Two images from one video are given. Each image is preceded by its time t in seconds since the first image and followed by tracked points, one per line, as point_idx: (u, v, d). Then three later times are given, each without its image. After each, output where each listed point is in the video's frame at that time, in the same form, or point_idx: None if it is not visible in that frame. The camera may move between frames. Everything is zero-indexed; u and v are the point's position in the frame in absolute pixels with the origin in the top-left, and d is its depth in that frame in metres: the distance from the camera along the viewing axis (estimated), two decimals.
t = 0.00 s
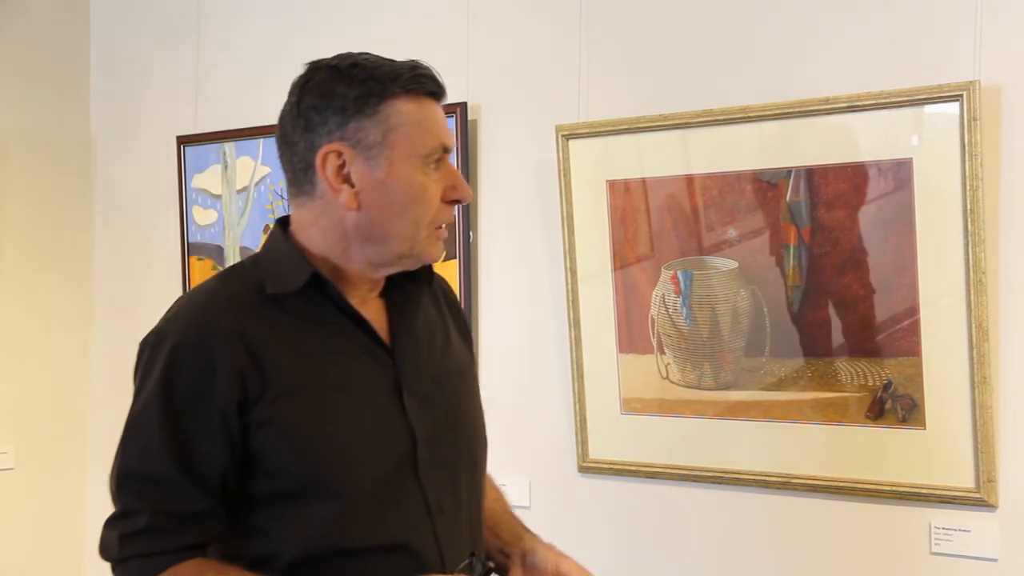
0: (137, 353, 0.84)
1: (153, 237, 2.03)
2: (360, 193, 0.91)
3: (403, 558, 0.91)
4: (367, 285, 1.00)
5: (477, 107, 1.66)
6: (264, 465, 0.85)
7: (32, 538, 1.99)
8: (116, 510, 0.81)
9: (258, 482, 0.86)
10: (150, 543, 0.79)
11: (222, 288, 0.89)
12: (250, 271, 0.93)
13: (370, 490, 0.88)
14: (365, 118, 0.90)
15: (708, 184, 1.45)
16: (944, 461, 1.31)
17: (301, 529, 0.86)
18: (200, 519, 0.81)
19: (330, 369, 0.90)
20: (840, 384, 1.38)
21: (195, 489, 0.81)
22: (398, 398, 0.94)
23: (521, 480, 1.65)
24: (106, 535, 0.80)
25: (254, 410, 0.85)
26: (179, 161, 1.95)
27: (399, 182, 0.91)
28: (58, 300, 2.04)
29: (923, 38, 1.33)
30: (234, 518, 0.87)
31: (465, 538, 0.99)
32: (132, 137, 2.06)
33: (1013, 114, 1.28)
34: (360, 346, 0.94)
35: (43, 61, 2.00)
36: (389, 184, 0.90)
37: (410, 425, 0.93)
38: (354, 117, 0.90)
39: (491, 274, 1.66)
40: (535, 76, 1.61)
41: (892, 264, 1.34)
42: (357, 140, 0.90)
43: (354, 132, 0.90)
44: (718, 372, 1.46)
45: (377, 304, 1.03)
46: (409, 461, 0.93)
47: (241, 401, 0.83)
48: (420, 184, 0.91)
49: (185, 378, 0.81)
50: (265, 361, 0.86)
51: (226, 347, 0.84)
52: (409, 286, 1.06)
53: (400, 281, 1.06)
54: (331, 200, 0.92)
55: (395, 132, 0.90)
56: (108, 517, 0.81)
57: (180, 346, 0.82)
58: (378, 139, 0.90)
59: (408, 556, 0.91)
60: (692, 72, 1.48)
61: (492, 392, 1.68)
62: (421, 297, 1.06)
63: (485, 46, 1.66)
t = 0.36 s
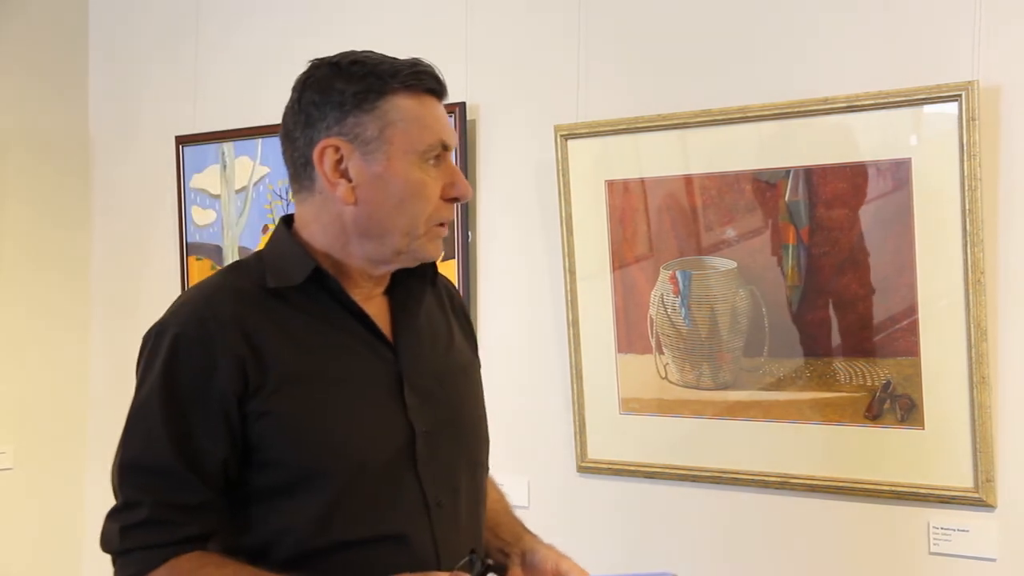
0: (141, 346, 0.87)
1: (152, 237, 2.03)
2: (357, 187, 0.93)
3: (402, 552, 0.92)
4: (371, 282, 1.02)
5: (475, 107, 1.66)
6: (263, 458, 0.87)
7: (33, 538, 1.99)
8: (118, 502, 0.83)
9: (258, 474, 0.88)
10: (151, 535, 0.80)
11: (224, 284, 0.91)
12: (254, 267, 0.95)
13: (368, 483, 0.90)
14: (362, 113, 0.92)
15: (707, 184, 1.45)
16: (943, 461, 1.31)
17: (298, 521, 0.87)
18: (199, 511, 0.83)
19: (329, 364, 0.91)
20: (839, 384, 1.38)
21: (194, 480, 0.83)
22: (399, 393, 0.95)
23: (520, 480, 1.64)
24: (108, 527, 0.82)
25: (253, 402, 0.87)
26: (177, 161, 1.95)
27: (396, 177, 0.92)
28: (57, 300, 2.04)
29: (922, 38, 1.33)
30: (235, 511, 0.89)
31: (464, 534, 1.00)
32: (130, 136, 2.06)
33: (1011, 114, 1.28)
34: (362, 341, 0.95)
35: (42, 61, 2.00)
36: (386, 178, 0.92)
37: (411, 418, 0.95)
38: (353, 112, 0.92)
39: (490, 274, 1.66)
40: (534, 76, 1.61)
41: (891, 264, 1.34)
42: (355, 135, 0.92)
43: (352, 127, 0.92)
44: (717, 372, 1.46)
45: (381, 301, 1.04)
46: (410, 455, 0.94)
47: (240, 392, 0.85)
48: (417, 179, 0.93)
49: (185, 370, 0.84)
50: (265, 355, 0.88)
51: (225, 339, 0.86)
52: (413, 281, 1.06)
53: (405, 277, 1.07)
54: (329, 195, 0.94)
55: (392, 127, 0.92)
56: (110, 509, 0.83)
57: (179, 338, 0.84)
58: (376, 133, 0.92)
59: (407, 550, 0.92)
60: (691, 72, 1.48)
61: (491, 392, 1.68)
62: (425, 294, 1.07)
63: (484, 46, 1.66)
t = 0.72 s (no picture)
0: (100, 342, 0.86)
1: (149, 237, 2.03)
2: (325, 194, 0.92)
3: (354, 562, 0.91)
4: (337, 288, 1.01)
5: (472, 107, 1.66)
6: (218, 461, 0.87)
7: (33, 538, 1.99)
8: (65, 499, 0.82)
9: (211, 477, 0.88)
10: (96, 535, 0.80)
11: (188, 285, 0.90)
12: (219, 269, 0.95)
13: (321, 491, 0.89)
14: (333, 120, 0.91)
15: (705, 184, 1.45)
16: (941, 461, 1.32)
17: (248, 526, 0.87)
18: (147, 513, 0.83)
19: (290, 370, 0.91)
20: (837, 384, 1.38)
21: (145, 482, 0.82)
22: (359, 402, 0.95)
23: (517, 480, 1.64)
24: (54, 522, 0.81)
25: (211, 406, 0.86)
26: (175, 161, 1.95)
27: (365, 185, 0.92)
28: (55, 300, 2.04)
29: (919, 38, 1.33)
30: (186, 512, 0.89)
31: (420, 547, 0.99)
32: (129, 136, 2.06)
33: (1009, 114, 1.28)
34: (325, 348, 0.95)
35: (40, 62, 2.00)
36: (356, 187, 0.92)
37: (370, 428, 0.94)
38: (323, 119, 0.91)
39: (487, 274, 1.66)
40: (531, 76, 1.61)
41: (888, 264, 1.34)
42: (325, 142, 0.92)
43: (323, 134, 0.91)
44: (715, 372, 1.46)
45: (346, 306, 1.04)
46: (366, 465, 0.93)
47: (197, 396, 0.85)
48: (387, 188, 0.92)
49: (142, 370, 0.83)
50: (225, 358, 0.88)
51: (186, 342, 0.85)
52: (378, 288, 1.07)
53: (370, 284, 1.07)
54: (298, 201, 0.93)
55: (364, 135, 0.91)
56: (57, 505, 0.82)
57: (139, 338, 0.83)
58: (346, 141, 0.91)
59: (361, 562, 0.91)
60: (688, 72, 1.48)
61: (487, 392, 1.67)
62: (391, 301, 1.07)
63: (481, 46, 1.66)
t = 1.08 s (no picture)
0: (60, 349, 0.87)
1: (142, 237, 2.03)
2: (287, 202, 0.94)
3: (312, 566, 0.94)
4: (293, 292, 1.05)
5: (465, 107, 1.66)
6: (179, 468, 0.89)
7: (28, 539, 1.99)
8: (23, 506, 0.83)
9: (171, 483, 0.89)
10: (58, 542, 0.81)
11: (151, 290, 0.92)
12: (179, 272, 0.96)
13: (281, 497, 0.92)
14: (297, 128, 0.93)
15: (698, 184, 1.45)
16: (934, 460, 1.32)
17: (209, 532, 0.89)
18: (110, 519, 0.84)
19: (251, 377, 0.93)
20: (829, 383, 1.38)
21: (108, 489, 0.84)
22: (317, 407, 0.98)
23: (510, 480, 1.64)
24: (11, 531, 0.83)
25: (172, 413, 0.88)
26: (167, 161, 1.95)
27: (327, 194, 0.94)
28: (50, 300, 2.04)
29: (911, 39, 1.33)
30: (145, 518, 0.90)
31: (375, 550, 1.03)
32: (122, 136, 2.06)
33: (1000, 115, 1.29)
34: (284, 355, 0.98)
35: (37, 60, 2.00)
36: (318, 195, 0.94)
37: (328, 434, 0.97)
38: (287, 127, 0.93)
39: (479, 274, 1.66)
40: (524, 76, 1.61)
41: (880, 264, 1.34)
42: (288, 150, 0.94)
43: (286, 141, 0.93)
44: (707, 372, 1.46)
45: (302, 311, 1.07)
46: (324, 470, 0.97)
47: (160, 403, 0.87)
48: (348, 197, 0.95)
49: (106, 379, 0.85)
50: (187, 366, 0.90)
51: (149, 351, 0.87)
52: (335, 293, 1.10)
53: (327, 289, 1.10)
54: (259, 207, 0.95)
55: (327, 144, 0.94)
56: (15, 513, 0.83)
57: (102, 346, 0.85)
58: (309, 150, 0.93)
59: (317, 564, 0.94)
60: (681, 72, 1.49)
61: (479, 393, 1.67)
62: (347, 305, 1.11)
63: (474, 46, 1.66)
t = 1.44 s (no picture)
0: (34, 350, 0.92)
1: (117, 236, 2.02)
2: (245, 195, 0.98)
3: (287, 553, 0.98)
4: (264, 285, 1.07)
5: (443, 107, 1.66)
6: (152, 460, 0.93)
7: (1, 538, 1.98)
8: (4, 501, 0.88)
9: (147, 476, 0.93)
10: (36, 533, 0.86)
11: (123, 290, 0.96)
12: (151, 272, 1.00)
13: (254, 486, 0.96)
14: (252, 123, 0.97)
15: (675, 184, 1.45)
16: (910, 459, 1.32)
17: (184, 521, 0.93)
18: (87, 511, 0.89)
19: (222, 372, 0.97)
20: (806, 383, 1.39)
21: (83, 482, 0.88)
22: (289, 399, 1.02)
23: (487, 480, 1.64)
24: None
25: (144, 408, 0.92)
26: (143, 160, 1.94)
27: (283, 187, 0.97)
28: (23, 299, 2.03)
29: (888, 39, 1.33)
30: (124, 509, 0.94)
31: (352, 537, 1.06)
32: (99, 135, 2.05)
33: (976, 116, 1.30)
34: (255, 349, 1.01)
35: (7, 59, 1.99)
36: (273, 188, 0.97)
37: (300, 425, 1.01)
38: (243, 122, 0.97)
39: (456, 274, 1.66)
40: (502, 76, 1.61)
41: (856, 264, 1.34)
42: (244, 144, 0.97)
43: (242, 136, 0.97)
44: (684, 372, 1.46)
45: (273, 306, 1.10)
46: (298, 459, 1.00)
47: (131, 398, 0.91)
48: (305, 189, 0.98)
49: (76, 376, 0.89)
50: (157, 361, 0.94)
51: (119, 348, 0.91)
52: (305, 287, 1.13)
53: (298, 283, 1.13)
54: (219, 201, 0.99)
55: (282, 138, 0.97)
56: None
57: (72, 346, 0.89)
58: (264, 143, 0.97)
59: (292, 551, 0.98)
60: (659, 71, 1.49)
61: (457, 393, 1.67)
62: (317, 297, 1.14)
63: (453, 46, 1.65)
